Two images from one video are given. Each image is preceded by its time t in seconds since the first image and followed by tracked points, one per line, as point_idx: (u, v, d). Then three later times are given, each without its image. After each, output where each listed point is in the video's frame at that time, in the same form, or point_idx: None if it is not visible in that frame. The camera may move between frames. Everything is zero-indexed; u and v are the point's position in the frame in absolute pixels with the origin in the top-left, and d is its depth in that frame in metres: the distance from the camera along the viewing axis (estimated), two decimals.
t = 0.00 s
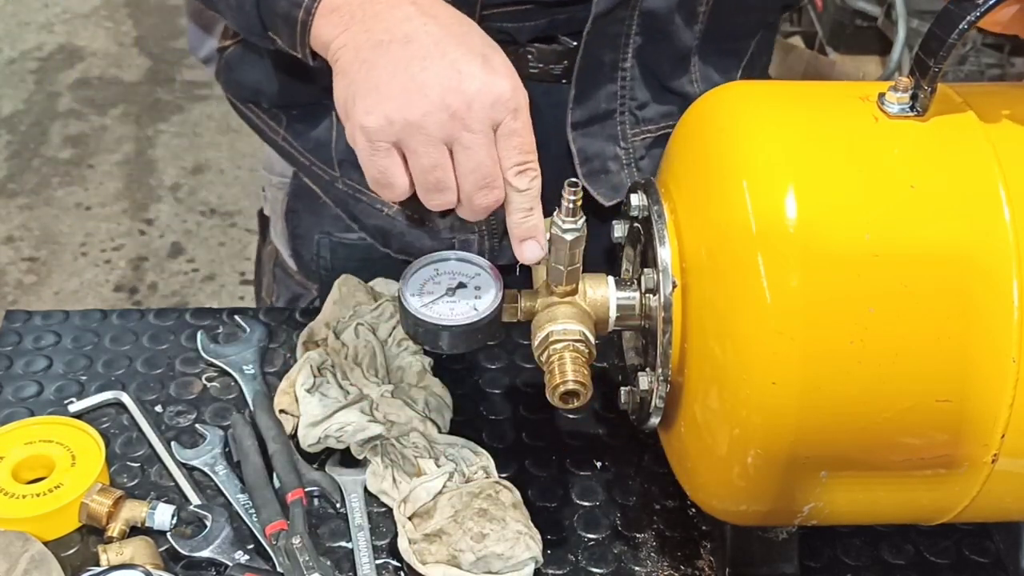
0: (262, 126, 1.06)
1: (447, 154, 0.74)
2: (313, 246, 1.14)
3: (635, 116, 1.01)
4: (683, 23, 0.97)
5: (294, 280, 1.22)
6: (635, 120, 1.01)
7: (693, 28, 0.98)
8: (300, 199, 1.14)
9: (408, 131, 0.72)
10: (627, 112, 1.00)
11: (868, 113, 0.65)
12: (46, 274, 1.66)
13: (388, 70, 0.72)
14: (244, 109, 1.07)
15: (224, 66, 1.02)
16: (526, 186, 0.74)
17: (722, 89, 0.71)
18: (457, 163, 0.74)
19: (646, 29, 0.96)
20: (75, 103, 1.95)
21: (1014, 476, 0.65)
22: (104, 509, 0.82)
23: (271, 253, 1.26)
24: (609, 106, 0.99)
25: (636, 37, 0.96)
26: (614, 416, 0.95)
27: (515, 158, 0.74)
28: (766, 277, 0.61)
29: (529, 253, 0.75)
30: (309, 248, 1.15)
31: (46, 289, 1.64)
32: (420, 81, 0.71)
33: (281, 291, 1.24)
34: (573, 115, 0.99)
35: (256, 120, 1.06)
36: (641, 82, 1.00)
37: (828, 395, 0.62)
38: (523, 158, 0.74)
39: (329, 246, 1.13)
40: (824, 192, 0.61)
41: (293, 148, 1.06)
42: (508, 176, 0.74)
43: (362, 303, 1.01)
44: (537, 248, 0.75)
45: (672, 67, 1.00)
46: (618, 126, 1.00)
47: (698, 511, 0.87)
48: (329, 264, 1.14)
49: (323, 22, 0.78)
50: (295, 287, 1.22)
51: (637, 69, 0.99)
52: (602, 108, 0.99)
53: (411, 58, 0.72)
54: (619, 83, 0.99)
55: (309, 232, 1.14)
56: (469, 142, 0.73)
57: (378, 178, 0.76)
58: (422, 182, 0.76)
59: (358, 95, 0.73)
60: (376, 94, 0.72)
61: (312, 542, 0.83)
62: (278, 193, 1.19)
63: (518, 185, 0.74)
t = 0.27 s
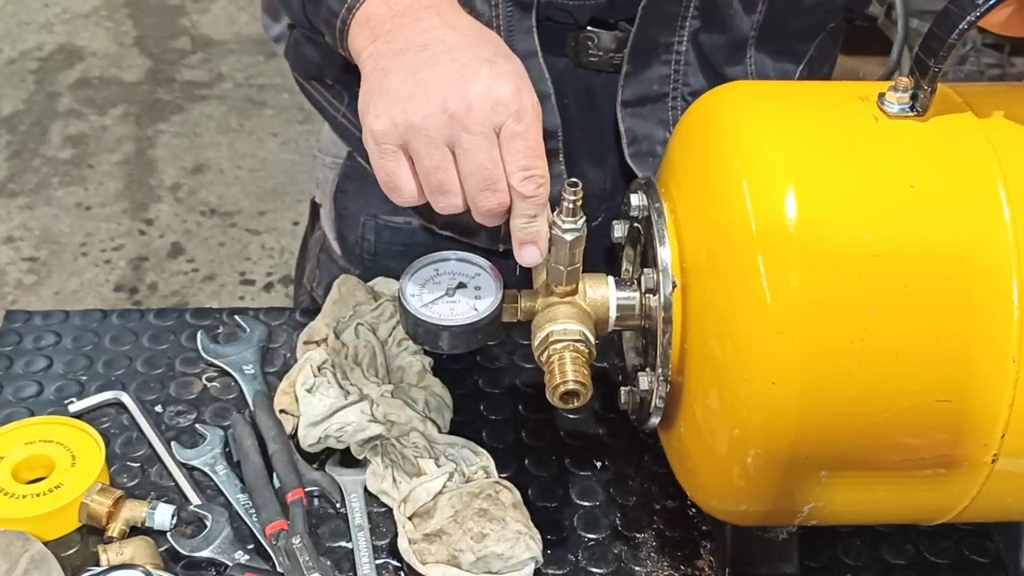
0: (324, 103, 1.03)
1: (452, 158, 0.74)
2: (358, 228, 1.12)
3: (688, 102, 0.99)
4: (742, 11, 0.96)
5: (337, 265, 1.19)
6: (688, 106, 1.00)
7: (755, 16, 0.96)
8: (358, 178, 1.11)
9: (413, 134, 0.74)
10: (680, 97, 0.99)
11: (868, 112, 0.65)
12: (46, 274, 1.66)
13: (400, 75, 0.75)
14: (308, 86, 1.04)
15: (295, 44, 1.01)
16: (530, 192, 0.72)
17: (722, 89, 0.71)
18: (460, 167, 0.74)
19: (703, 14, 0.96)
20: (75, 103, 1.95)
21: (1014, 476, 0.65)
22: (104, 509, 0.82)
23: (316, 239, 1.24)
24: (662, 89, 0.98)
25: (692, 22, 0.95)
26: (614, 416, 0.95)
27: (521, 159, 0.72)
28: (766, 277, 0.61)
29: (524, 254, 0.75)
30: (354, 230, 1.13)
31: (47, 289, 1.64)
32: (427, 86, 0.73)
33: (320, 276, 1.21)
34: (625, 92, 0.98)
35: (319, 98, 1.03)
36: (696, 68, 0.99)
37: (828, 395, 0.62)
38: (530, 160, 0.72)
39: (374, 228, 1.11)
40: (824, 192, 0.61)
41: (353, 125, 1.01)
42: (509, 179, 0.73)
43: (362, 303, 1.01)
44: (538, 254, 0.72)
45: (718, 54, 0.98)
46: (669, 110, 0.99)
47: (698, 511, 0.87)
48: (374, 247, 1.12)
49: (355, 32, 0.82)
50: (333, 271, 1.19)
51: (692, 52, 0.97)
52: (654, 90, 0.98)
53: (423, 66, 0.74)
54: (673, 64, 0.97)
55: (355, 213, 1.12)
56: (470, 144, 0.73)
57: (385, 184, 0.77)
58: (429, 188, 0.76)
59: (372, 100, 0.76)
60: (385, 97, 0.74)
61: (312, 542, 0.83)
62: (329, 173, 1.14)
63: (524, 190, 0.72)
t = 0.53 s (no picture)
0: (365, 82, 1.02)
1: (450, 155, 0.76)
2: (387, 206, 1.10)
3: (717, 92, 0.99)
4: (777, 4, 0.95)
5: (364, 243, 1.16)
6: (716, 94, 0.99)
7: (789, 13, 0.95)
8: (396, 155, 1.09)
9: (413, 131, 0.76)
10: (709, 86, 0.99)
11: (868, 113, 0.65)
12: (46, 274, 1.66)
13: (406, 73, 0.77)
14: (347, 62, 1.03)
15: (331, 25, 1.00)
16: (525, 191, 0.72)
17: (721, 89, 0.71)
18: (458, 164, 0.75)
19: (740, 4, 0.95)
20: (75, 103, 1.95)
21: (1014, 476, 0.65)
22: (104, 509, 0.82)
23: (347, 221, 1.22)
24: (693, 77, 0.98)
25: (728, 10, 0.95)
26: (614, 416, 0.95)
27: (515, 157, 0.73)
28: (766, 277, 0.61)
29: (523, 255, 0.75)
30: (383, 208, 1.11)
31: (47, 289, 1.64)
32: (430, 84, 0.75)
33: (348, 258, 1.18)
34: (656, 76, 0.98)
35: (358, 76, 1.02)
36: (729, 59, 0.98)
37: (828, 395, 0.62)
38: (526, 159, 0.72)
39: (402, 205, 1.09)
40: (824, 192, 0.61)
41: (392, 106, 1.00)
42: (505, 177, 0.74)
43: (362, 303, 1.01)
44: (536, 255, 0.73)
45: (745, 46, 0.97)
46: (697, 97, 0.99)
47: (698, 511, 0.87)
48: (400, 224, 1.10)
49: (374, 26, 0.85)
50: (362, 253, 1.16)
51: (726, 41, 0.97)
52: (684, 77, 0.98)
53: (429, 65, 0.76)
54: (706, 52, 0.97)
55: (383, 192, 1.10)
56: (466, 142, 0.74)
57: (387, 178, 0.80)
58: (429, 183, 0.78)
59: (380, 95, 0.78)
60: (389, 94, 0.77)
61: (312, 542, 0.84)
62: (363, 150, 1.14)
63: (518, 188, 0.72)
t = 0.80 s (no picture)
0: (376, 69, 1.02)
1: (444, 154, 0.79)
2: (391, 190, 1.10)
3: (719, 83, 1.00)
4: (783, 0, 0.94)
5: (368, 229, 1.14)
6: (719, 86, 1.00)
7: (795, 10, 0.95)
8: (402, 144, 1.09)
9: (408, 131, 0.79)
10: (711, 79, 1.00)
11: (868, 113, 0.65)
12: (46, 274, 1.66)
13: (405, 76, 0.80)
14: (361, 48, 1.03)
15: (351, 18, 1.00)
16: (515, 184, 0.74)
17: (721, 89, 0.71)
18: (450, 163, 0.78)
19: None
20: (75, 103, 1.95)
21: (1014, 476, 0.65)
22: (104, 509, 0.82)
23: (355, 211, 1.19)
24: (695, 67, 0.99)
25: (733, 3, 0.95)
26: (614, 416, 0.95)
27: (504, 154, 0.75)
28: (766, 277, 0.61)
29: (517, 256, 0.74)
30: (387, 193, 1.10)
31: (46, 289, 1.64)
32: (426, 87, 0.79)
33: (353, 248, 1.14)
34: (655, 64, 0.99)
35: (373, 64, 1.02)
36: (732, 50, 0.99)
37: (828, 395, 0.62)
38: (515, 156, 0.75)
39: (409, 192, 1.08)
40: (824, 192, 0.61)
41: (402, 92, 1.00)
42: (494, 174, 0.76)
43: (363, 304, 1.01)
44: (533, 249, 0.73)
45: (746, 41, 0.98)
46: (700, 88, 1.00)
47: (698, 511, 0.87)
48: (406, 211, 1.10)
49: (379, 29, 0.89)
50: (367, 242, 1.13)
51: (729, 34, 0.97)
52: (686, 68, 0.99)
53: (426, 68, 0.80)
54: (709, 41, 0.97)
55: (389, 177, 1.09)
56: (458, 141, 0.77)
57: (387, 177, 0.84)
58: (426, 182, 0.81)
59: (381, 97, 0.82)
60: (388, 95, 0.80)
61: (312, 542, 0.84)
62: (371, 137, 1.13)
63: (507, 182, 0.74)
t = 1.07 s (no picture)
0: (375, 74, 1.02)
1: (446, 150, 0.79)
2: (394, 201, 1.10)
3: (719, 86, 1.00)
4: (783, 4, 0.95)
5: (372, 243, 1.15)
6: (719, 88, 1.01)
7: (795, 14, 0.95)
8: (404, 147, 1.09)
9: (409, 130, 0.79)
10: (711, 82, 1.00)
11: (868, 113, 0.65)
12: (46, 273, 1.66)
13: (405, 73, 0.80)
14: (359, 54, 1.03)
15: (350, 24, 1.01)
16: (515, 182, 0.74)
17: (721, 89, 0.71)
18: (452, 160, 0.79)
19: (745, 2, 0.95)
20: (76, 103, 1.95)
21: (1014, 476, 0.65)
22: (104, 509, 0.82)
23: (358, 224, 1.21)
24: (695, 73, 0.99)
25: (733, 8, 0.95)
26: (614, 416, 0.95)
27: (505, 153, 0.75)
28: (766, 277, 0.61)
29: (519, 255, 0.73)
30: (390, 204, 1.10)
31: (46, 289, 1.64)
32: (426, 85, 0.78)
33: (359, 260, 1.16)
34: (655, 69, 0.99)
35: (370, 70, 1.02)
36: (731, 55, 0.99)
37: (827, 394, 0.62)
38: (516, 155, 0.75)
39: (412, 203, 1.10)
40: (824, 192, 0.61)
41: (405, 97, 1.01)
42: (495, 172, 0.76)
43: (363, 304, 1.02)
44: (533, 246, 0.72)
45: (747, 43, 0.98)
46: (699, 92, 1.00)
47: (698, 511, 0.87)
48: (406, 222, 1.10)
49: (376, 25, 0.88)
50: (371, 253, 1.15)
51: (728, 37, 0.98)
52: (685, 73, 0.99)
53: (426, 65, 0.80)
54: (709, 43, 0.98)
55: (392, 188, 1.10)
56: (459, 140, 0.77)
57: (388, 173, 0.84)
58: (428, 177, 0.82)
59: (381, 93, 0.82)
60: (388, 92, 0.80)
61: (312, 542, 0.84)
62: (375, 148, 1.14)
63: (507, 180, 0.74)
